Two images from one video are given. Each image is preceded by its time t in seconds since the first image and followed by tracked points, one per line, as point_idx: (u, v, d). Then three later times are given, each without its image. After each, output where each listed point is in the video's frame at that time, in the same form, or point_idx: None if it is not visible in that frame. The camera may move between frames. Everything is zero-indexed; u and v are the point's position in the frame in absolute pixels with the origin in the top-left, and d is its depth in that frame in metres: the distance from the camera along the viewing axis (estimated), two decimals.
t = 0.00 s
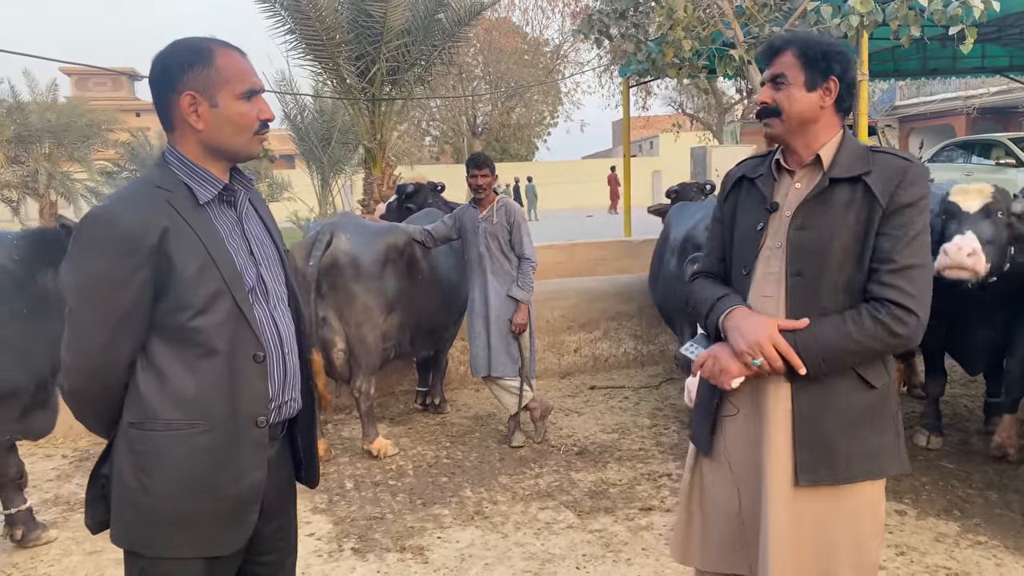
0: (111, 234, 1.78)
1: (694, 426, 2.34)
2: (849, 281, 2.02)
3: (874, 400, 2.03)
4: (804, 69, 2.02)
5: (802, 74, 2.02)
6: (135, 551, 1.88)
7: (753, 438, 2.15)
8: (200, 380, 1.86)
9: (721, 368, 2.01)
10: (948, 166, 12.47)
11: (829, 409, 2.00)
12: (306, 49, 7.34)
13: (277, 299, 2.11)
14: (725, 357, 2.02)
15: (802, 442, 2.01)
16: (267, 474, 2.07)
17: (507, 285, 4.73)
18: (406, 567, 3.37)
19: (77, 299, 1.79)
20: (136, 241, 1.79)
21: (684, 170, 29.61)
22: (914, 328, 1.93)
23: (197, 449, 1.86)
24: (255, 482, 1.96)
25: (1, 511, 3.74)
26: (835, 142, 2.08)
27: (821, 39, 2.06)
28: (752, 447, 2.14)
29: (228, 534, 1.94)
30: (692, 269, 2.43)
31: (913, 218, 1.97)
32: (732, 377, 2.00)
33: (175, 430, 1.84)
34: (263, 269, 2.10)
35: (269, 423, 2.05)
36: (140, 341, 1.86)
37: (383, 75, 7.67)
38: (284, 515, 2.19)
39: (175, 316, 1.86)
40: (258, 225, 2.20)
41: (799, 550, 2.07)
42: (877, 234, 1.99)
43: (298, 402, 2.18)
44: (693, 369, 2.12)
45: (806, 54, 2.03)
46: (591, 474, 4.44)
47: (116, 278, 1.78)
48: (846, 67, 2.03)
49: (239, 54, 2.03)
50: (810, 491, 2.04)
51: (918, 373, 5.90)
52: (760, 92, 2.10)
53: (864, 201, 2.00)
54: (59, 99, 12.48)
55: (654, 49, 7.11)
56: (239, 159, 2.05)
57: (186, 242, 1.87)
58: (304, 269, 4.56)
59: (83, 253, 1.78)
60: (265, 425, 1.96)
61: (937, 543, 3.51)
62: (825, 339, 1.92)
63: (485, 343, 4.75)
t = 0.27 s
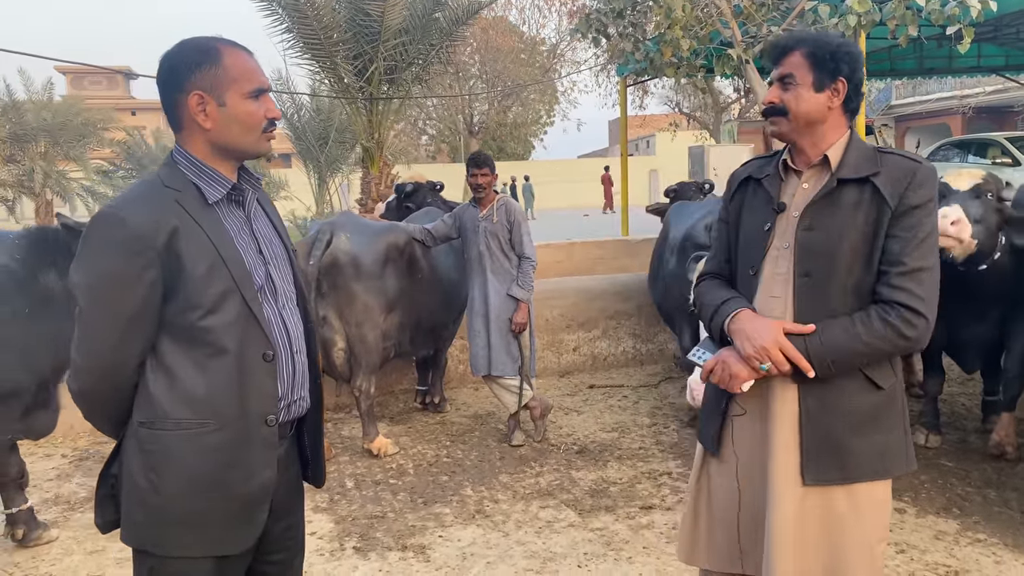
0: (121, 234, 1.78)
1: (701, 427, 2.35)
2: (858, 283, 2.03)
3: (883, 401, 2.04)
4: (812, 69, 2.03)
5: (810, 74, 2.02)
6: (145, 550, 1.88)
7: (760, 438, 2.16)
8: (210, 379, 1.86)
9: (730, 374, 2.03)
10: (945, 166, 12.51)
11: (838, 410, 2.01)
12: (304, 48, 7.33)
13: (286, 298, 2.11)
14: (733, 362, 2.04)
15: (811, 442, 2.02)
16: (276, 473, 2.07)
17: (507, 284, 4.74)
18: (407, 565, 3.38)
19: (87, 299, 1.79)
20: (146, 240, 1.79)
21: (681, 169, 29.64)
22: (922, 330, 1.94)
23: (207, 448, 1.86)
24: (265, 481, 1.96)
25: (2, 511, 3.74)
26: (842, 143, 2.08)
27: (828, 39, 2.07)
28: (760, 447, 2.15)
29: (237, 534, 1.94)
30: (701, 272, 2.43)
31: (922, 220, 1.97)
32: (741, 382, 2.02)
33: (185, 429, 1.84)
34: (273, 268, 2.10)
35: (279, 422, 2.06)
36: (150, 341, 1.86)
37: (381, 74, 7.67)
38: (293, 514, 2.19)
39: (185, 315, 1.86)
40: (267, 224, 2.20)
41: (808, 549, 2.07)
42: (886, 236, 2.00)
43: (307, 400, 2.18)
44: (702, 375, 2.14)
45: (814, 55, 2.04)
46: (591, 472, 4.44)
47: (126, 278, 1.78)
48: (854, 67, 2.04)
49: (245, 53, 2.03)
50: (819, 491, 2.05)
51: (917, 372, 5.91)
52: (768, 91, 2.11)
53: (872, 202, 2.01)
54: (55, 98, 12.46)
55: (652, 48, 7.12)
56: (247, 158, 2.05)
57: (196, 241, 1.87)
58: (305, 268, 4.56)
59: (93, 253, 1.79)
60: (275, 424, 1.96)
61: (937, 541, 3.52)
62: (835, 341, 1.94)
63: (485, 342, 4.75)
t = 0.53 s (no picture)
0: (124, 233, 1.78)
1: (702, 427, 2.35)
2: (862, 284, 2.04)
3: (887, 401, 2.06)
4: (813, 70, 2.03)
5: (812, 75, 2.03)
6: (149, 550, 1.88)
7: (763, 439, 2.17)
8: (214, 378, 1.86)
9: (736, 376, 2.03)
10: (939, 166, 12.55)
11: (843, 410, 2.03)
12: (300, 48, 7.32)
13: (289, 297, 2.11)
14: (739, 364, 2.04)
15: (815, 443, 2.03)
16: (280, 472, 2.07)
17: (504, 284, 4.74)
18: (406, 565, 3.38)
19: (90, 299, 1.79)
20: (148, 239, 1.79)
21: (676, 169, 29.69)
22: (927, 329, 1.96)
23: (211, 447, 1.85)
24: (269, 479, 1.95)
25: None
26: (843, 143, 2.09)
27: (829, 39, 2.08)
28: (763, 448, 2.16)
29: (242, 533, 1.94)
30: (698, 272, 2.42)
31: (925, 220, 1.99)
32: (747, 384, 2.02)
33: (188, 428, 1.84)
34: (275, 267, 2.10)
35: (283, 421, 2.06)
36: (153, 340, 1.85)
37: (377, 73, 7.66)
38: (296, 514, 2.18)
39: (188, 314, 1.86)
40: (269, 223, 2.20)
41: (813, 550, 2.07)
42: (891, 237, 2.01)
43: (310, 399, 2.18)
44: (707, 377, 2.14)
45: (816, 56, 2.04)
46: (589, 472, 4.44)
47: (128, 277, 1.78)
48: (855, 68, 2.05)
49: (246, 52, 2.03)
50: (824, 492, 2.06)
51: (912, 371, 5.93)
52: (769, 92, 2.11)
53: (876, 203, 2.02)
54: (50, 97, 12.43)
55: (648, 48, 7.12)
56: (249, 157, 2.05)
57: (198, 240, 1.87)
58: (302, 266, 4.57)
59: (95, 252, 1.78)
60: (278, 422, 1.96)
61: (933, 540, 3.53)
62: (841, 343, 1.95)
63: (482, 342, 4.75)
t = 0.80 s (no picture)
0: (121, 231, 1.77)
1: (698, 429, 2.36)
2: (859, 285, 2.04)
3: (884, 401, 2.06)
4: (808, 73, 2.04)
5: (806, 78, 2.04)
6: (148, 549, 1.87)
7: (760, 439, 2.18)
8: (212, 377, 1.85)
9: (734, 377, 2.04)
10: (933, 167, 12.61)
11: (839, 410, 2.03)
12: (295, 48, 7.31)
13: (287, 296, 2.11)
14: (737, 366, 2.05)
15: (811, 443, 2.04)
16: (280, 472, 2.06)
17: (500, 284, 4.74)
18: (401, 565, 3.37)
19: (87, 298, 1.78)
20: (146, 238, 1.79)
21: (671, 170, 29.75)
22: (925, 330, 1.95)
23: (210, 447, 1.85)
24: (268, 478, 1.95)
25: None
26: (839, 144, 2.10)
27: (823, 41, 2.08)
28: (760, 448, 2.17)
29: (241, 532, 1.93)
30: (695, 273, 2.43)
31: (922, 221, 1.98)
32: (744, 385, 2.03)
33: (187, 428, 1.83)
34: (274, 267, 2.09)
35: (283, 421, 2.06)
36: (151, 339, 1.85)
37: (373, 74, 7.66)
38: (296, 514, 2.18)
39: (186, 313, 1.86)
40: (267, 223, 2.20)
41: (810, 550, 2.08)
42: (888, 238, 2.00)
43: (309, 398, 2.18)
44: (704, 379, 2.15)
45: (810, 58, 2.05)
46: (585, 472, 4.45)
47: (126, 276, 1.77)
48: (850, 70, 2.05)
49: (244, 50, 2.02)
50: (821, 492, 2.06)
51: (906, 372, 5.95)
52: (763, 95, 2.12)
53: (873, 204, 2.02)
54: (43, 96, 12.39)
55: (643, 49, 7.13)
56: (247, 156, 2.05)
57: (196, 239, 1.87)
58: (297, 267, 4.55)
59: (92, 252, 1.78)
60: (277, 421, 1.95)
61: (927, 540, 3.54)
62: (838, 343, 1.95)
63: (479, 342, 4.75)
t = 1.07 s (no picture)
0: (118, 231, 1.77)
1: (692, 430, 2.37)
2: (851, 286, 2.04)
3: (876, 402, 2.06)
4: (799, 78, 2.04)
5: (797, 83, 2.04)
6: (149, 550, 1.87)
7: (753, 440, 2.18)
8: (211, 377, 1.85)
9: (726, 378, 2.06)
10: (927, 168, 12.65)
11: (831, 411, 2.04)
12: (290, 48, 7.29)
13: (286, 296, 2.11)
14: (728, 367, 2.07)
15: (804, 443, 2.05)
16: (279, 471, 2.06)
17: (495, 284, 4.74)
18: (396, 565, 3.37)
19: (84, 299, 1.78)
20: (143, 237, 1.78)
21: (666, 171, 29.79)
22: (915, 331, 1.96)
23: (209, 447, 1.84)
24: (268, 477, 1.95)
25: None
26: (831, 146, 2.11)
27: (815, 43, 2.08)
28: (754, 450, 2.17)
29: (241, 532, 1.93)
30: (690, 274, 2.45)
31: (913, 221, 1.98)
32: (736, 386, 2.05)
33: (185, 428, 1.83)
34: (272, 267, 2.09)
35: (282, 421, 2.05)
36: (150, 339, 1.85)
37: (368, 74, 7.65)
38: (295, 514, 2.18)
39: (184, 313, 1.85)
40: (265, 223, 2.20)
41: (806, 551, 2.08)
42: (879, 239, 2.00)
43: (308, 398, 2.18)
44: (698, 380, 2.17)
45: (801, 62, 2.05)
46: (579, 472, 4.45)
47: (124, 277, 1.77)
48: (841, 73, 2.05)
49: (239, 49, 2.01)
50: (814, 492, 2.07)
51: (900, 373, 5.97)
52: (755, 99, 2.13)
53: (864, 205, 2.02)
54: (36, 96, 12.32)
55: (638, 50, 7.14)
56: (245, 156, 2.05)
57: (194, 239, 1.86)
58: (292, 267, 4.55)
59: (90, 252, 1.77)
60: (277, 421, 1.95)
61: (921, 540, 3.56)
62: (828, 345, 1.96)
63: (473, 342, 4.75)
